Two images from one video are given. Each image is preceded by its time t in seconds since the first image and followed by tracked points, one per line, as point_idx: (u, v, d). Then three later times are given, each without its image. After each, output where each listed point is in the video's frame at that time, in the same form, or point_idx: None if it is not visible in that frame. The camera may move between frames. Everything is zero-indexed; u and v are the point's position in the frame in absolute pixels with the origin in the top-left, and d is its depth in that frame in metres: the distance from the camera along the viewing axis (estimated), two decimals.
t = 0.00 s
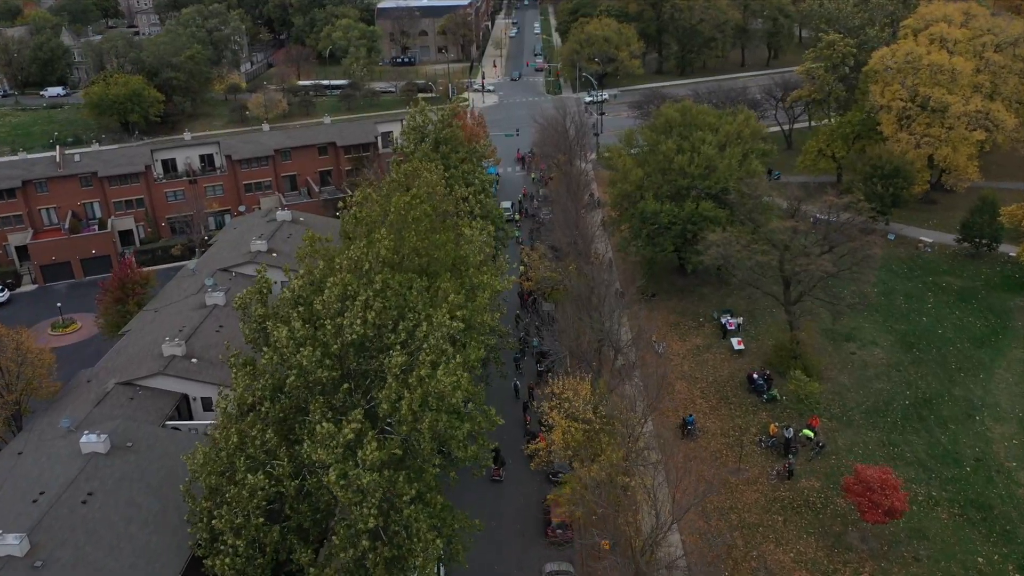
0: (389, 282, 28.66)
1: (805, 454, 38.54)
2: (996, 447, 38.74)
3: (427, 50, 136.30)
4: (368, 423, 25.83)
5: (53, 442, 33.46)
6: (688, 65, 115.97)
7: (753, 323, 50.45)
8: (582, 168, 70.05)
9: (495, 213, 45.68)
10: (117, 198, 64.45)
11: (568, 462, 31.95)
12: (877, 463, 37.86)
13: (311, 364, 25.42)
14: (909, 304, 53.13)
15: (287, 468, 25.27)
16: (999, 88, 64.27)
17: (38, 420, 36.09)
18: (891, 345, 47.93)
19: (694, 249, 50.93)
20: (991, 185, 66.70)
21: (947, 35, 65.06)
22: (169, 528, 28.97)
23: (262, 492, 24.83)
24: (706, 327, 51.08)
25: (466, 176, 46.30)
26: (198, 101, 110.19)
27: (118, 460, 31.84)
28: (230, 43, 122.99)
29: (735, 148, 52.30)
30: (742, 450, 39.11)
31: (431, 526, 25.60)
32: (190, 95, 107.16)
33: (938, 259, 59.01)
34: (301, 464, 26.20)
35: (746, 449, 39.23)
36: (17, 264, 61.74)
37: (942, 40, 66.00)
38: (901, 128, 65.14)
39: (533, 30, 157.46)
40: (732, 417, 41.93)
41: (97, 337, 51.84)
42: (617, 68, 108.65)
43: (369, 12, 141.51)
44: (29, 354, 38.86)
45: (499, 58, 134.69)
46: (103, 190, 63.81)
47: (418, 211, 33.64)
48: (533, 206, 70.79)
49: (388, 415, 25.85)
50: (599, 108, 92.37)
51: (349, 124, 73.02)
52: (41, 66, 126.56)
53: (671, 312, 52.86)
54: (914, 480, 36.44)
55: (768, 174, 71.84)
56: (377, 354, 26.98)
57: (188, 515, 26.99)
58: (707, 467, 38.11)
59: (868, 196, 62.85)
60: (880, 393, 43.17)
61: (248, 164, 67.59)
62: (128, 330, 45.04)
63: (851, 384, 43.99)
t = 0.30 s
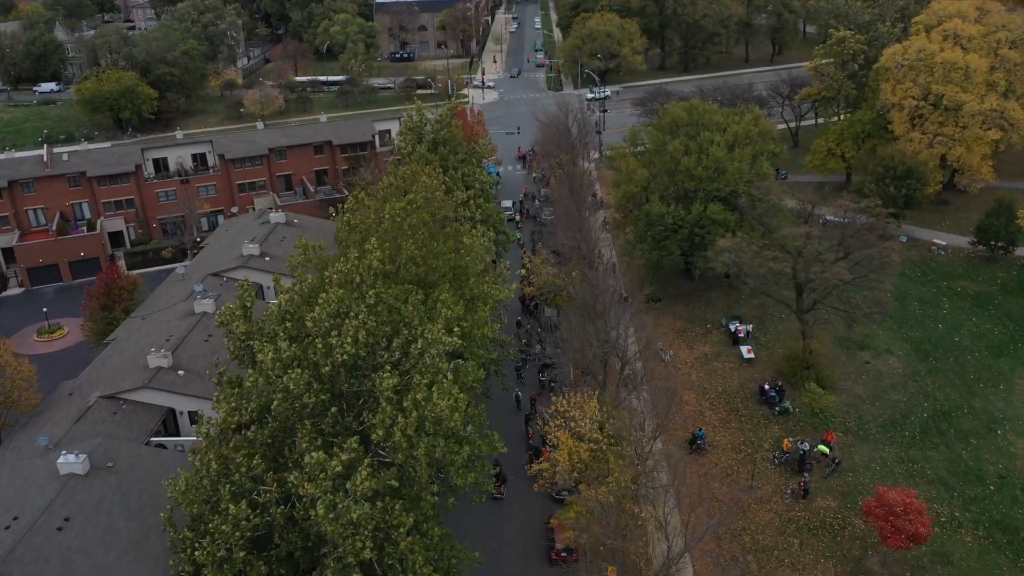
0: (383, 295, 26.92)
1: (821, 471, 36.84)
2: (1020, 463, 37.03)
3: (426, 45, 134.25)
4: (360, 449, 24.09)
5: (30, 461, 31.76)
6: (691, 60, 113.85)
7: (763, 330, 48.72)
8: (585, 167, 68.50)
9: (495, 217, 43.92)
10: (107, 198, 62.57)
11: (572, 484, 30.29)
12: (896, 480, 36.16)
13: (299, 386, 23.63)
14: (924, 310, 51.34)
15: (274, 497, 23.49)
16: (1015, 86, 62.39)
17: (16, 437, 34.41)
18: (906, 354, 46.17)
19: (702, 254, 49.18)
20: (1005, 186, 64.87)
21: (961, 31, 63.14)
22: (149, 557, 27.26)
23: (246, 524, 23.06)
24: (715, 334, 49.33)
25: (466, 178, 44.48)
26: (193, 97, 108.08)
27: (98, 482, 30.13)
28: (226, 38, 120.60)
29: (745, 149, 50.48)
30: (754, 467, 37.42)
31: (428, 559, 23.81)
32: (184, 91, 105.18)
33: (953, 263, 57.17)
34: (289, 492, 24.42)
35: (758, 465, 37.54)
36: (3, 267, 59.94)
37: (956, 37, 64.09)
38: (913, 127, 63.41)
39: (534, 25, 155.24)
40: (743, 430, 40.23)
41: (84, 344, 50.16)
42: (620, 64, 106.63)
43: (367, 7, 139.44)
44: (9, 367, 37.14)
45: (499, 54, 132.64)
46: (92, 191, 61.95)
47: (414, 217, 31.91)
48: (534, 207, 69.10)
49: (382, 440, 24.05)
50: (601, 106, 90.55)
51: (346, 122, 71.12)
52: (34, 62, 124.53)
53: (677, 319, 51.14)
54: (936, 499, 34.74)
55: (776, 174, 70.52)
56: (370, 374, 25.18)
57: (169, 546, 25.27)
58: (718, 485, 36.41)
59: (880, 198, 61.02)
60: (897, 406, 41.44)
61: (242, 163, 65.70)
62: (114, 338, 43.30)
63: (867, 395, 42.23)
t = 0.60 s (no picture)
0: (377, 307, 25.23)
1: (838, 485, 35.14)
2: None
3: (425, 34, 131.88)
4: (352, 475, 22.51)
5: (6, 478, 30.04)
6: (695, 50, 111.58)
7: (774, 333, 47.00)
8: (587, 161, 66.76)
9: (496, 216, 42.11)
10: (96, 193, 60.68)
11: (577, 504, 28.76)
12: (917, 495, 34.45)
13: (285, 409, 21.96)
14: (940, 311, 49.55)
15: (259, 527, 21.86)
16: None
17: None
18: (924, 358, 44.42)
19: (711, 253, 47.40)
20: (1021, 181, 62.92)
21: (978, 21, 61.02)
22: None
23: (229, 557, 21.44)
24: (724, 337, 47.62)
25: (465, 175, 42.65)
26: (188, 87, 106.03)
27: (76, 502, 28.41)
28: (221, 26, 118.38)
29: (756, 144, 48.56)
30: (768, 479, 35.75)
31: None
32: (178, 82, 103.07)
33: (968, 261, 55.36)
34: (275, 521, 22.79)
35: (773, 478, 35.86)
36: None
37: (973, 27, 61.98)
38: (926, 120, 61.54)
39: (535, 13, 152.63)
40: (755, 440, 38.54)
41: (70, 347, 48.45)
42: (623, 53, 104.43)
43: None
44: None
45: (499, 43, 130.28)
46: (81, 185, 60.06)
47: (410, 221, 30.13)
48: (536, 202, 67.42)
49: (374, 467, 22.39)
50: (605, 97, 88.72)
51: (342, 114, 69.13)
52: (27, 50, 122.24)
53: (685, 321, 49.50)
54: (961, 516, 33.04)
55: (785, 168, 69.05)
56: (362, 395, 23.51)
57: None
58: (730, 499, 34.75)
59: (893, 193, 59.18)
60: (916, 414, 39.73)
61: (235, 157, 63.71)
62: (99, 343, 41.63)
63: (884, 403, 40.52)
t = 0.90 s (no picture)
0: (371, 321, 23.34)
1: (857, 501, 33.37)
2: None
3: (424, 21, 129.36)
4: (342, 506, 20.73)
5: None
6: (700, 38, 109.22)
7: (787, 335, 45.17)
8: (591, 153, 64.81)
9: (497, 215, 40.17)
10: (83, 187, 58.68)
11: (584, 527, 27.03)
12: (941, 511, 32.73)
13: (268, 437, 20.16)
14: (958, 312, 47.72)
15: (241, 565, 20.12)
16: None
17: None
18: (943, 363, 42.63)
19: (722, 252, 45.51)
20: None
21: (996, 9, 58.82)
22: None
23: None
24: (734, 340, 45.83)
25: (465, 171, 40.64)
26: (182, 76, 103.73)
27: (51, 526, 26.68)
28: (216, 13, 115.94)
29: (768, 138, 46.56)
30: (783, 494, 34.03)
31: None
32: (171, 70, 100.70)
33: (985, 258, 53.51)
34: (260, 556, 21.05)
35: (788, 492, 34.14)
36: None
37: (991, 15, 59.78)
38: (942, 112, 59.52)
39: None
40: (769, 450, 36.82)
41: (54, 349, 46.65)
42: (626, 41, 102.15)
43: None
44: None
45: (499, 30, 127.83)
46: (68, 179, 58.05)
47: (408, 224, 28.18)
48: (538, 197, 65.56)
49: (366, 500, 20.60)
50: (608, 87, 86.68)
51: (337, 105, 67.07)
52: (18, 38, 119.77)
53: (694, 322, 47.73)
54: (989, 535, 31.32)
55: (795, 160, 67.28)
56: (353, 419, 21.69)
57: None
58: (744, 516, 33.06)
59: (907, 188, 57.21)
60: (937, 423, 37.97)
61: (227, 149, 61.63)
62: (83, 347, 39.83)
63: (903, 411, 38.75)
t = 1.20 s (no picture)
0: (362, 341, 21.45)
1: (879, 519, 31.64)
2: None
3: (423, 7, 126.84)
4: (330, 547, 18.96)
5: None
6: (705, 25, 106.88)
7: (801, 339, 43.37)
8: (595, 146, 62.81)
9: (500, 215, 38.25)
10: (71, 181, 56.71)
11: (592, 556, 25.31)
12: (968, 531, 31.02)
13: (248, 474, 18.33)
14: (979, 313, 45.87)
15: None
16: None
17: None
18: (965, 368, 40.83)
19: (734, 253, 43.63)
20: None
21: None
22: None
23: None
24: (746, 344, 44.04)
25: (464, 169, 38.61)
26: (176, 63, 101.35)
27: (24, 555, 24.94)
28: None
29: (783, 134, 44.55)
30: (801, 512, 32.31)
31: None
32: (164, 58, 98.22)
33: (1005, 256, 51.60)
34: None
35: (806, 510, 32.41)
36: None
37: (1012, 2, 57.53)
38: (959, 103, 57.46)
39: None
40: (785, 463, 35.11)
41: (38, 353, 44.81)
42: (630, 28, 99.85)
43: None
44: None
45: (500, 16, 125.38)
46: (54, 173, 56.08)
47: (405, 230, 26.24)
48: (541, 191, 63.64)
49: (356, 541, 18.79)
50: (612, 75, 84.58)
51: (334, 95, 64.97)
52: (9, 24, 117.15)
53: (704, 324, 45.91)
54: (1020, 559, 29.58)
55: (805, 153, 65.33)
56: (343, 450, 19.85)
57: None
58: (760, 535, 31.37)
59: (923, 183, 55.21)
60: (961, 435, 36.19)
61: (219, 142, 59.63)
62: (65, 352, 38.03)
63: (925, 421, 36.97)
